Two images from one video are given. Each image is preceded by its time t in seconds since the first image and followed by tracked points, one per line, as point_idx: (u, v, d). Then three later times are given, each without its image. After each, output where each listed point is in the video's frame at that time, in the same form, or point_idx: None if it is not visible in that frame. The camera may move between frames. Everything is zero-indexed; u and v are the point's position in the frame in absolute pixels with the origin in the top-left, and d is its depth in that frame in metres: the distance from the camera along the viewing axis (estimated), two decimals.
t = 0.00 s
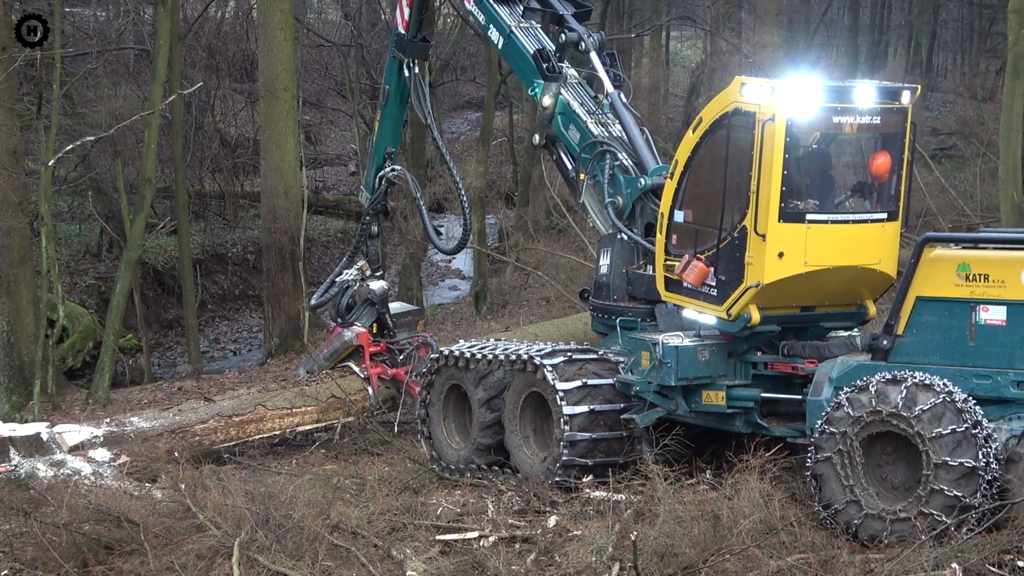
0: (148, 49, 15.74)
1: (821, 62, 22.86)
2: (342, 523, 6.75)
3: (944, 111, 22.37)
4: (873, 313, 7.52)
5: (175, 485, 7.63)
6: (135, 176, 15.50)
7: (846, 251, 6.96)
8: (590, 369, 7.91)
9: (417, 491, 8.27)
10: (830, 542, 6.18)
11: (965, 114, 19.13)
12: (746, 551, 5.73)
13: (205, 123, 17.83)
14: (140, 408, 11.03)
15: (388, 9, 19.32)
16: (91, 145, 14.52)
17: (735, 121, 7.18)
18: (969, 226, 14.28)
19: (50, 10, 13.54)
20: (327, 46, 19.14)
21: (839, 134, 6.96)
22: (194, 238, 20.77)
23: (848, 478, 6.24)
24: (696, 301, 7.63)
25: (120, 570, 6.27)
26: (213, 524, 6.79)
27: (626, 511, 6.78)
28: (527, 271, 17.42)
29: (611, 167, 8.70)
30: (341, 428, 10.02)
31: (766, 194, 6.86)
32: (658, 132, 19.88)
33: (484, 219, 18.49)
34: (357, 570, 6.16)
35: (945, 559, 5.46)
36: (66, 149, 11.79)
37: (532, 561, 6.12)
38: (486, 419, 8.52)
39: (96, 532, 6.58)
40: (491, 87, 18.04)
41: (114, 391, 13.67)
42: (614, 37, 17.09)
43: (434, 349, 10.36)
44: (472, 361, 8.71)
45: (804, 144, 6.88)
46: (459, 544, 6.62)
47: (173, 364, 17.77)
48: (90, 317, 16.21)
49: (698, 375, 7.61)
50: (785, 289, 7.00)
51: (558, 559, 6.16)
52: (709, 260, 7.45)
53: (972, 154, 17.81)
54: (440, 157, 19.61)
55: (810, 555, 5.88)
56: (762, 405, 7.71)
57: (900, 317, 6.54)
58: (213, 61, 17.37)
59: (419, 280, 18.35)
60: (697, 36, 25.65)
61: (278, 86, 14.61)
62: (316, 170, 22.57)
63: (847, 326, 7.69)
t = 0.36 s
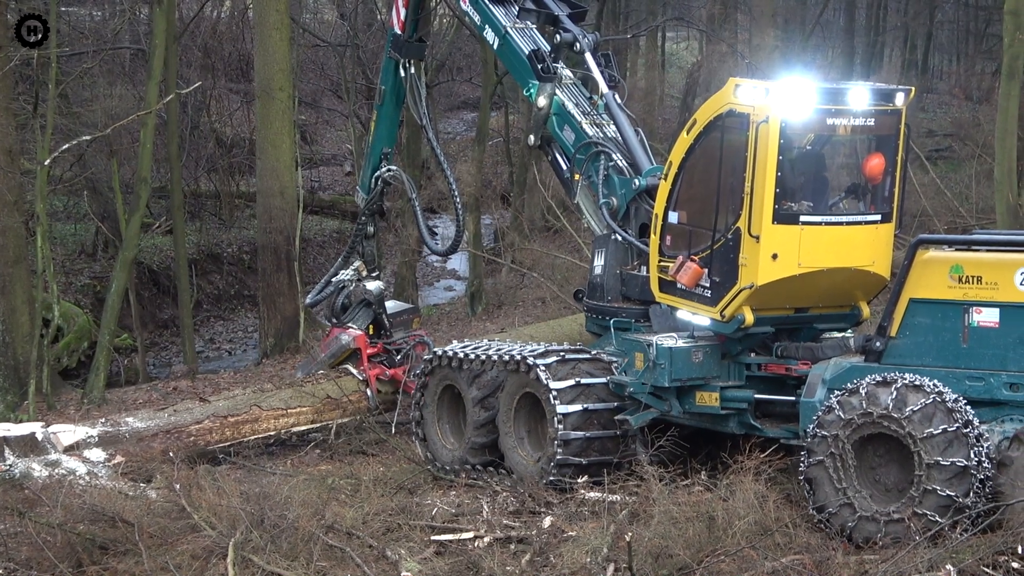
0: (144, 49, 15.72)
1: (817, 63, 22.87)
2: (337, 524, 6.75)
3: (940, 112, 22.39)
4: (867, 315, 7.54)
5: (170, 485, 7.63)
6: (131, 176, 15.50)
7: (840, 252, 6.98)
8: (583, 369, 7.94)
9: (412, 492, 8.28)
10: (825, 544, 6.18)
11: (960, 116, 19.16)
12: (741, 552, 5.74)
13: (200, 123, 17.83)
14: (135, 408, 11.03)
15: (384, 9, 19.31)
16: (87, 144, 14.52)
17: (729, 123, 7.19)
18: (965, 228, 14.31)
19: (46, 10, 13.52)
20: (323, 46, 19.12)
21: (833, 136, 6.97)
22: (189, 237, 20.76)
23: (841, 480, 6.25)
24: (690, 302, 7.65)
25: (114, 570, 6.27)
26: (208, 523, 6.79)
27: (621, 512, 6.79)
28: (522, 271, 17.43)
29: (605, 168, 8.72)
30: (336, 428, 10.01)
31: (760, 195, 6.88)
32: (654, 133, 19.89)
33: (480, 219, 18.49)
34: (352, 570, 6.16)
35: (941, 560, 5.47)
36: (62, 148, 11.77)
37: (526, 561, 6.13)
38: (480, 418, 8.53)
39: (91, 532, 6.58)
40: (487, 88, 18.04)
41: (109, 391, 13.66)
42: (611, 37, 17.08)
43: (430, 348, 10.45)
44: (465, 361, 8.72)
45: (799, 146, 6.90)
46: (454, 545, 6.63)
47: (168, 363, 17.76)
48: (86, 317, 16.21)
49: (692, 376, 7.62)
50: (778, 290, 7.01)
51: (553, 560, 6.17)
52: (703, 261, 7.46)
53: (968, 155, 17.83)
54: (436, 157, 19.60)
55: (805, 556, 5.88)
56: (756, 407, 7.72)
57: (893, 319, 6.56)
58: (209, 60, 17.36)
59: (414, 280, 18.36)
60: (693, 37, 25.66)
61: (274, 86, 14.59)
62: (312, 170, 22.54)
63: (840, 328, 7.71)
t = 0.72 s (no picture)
0: (138, 50, 15.71)
1: (812, 64, 22.92)
2: (332, 524, 6.75)
3: (934, 114, 22.46)
4: (861, 316, 7.57)
5: (165, 486, 7.63)
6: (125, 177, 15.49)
7: (833, 254, 7.00)
8: (576, 369, 7.96)
9: (407, 493, 8.27)
10: (820, 546, 6.19)
11: (954, 116, 19.20)
12: (736, 553, 5.75)
13: (195, 124, 17.83)
14: (130, 409, 11.02)
15: (379, 10, 19.30)
16: (81, 146, 14.50)
17: (722, 124, 7.21)
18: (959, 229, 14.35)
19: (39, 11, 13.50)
20: (318, 47, 19.12)
21: (827, 137, 6.99)
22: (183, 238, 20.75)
23: (834, 482, 6.27)
24: (684, 304, 7.66)
25: (109, 571, 6.27)
26: (203, 524, 6.78)
27: (616, 513, 6.80)
28: (517, 272, 17.45)
29: (600, 168, 8.74)
30: (330, 430, 10.00)
31: (753, 197, 6.89)
32: (648, 134, 19.91)
33: (475, 220, 18.50)
34: (346, 572, 6.17)
35: (935, 561, 5.49)
36: (56, 150, 11.75)
37: (521, 562, 6.13)
38: (475, 418, 8.53)
39: (85, 532, 6.57)
40: (482, 89, 18.04)
41: (103, 392, 13.65)
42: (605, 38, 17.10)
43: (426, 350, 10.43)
44: (460, 361, 8.74)
45: (792, 147, 6.91)
46: (448, 546, 6.63)
47: (163, 365, 17.74)
48: (80, 318, 16.19)
49: (685, 377, 7.64)
50: (772, 292, 7.03)
51: (548, 561, 6.16)
52: (697, 263, 7.48)
53: (963, 156, 17.87)
54: (431, 158, 19.60)
55: (800, 557, 5.89)
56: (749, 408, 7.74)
57: (887, 320, 6.57)
58: (203, 61, 17.34)
59: (409, 281, 18.36)
60: (687, 38, 25.70)
61: (268, 87, 14.59)
62: (306, 171, 22.52)
63: (834, 330, 7.73)
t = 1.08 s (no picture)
0: (133, 52, 15.71)
1: (807, 65, 22.95)
2: (327, 526, 6.74)
3: (929, 114, 22.51)
4: (855, 317, 7.59)
5: (161, 488, 7.62)
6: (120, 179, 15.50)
7: (827, 255, 7.02)
8: (571, 370, 7.97)
9: (402, 494, 8.28)
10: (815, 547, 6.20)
11: (949, 118, 19.25)
12: (732, 554, 5.76)
13: (190, 125, 17.82)
14: (125, 411, 11.01)
15: (374, 12, 19.30)
16: (75, 147, 14.49)
17: (717, 126, 7.22)
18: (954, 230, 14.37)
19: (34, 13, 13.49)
20: (313, 48, 19.11)
21: (821, 138, 7.01)
22: (178, 240, 20.73)
23: (830, 483, 6.29)
24: (679, 305, 7.68)
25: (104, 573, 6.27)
26: (198, 527, 6.77)
27: (611, 514, 6.81)
28: (513, 274, 17.46)
29: (594, 170, 8.76)
30: (326, 432, 10.00)
31: (748, 199, 6.91)
32: (643, 135, 19.93)
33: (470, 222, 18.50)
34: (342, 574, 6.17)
35: (930, 562, 5.50)
36: (51, 151, 11.73)
37: (517, 563, 6.13)
38: (470, 419, 8.54)
39: (80, 534, 6.57)
40: (477, 91, 18.04)
41: (98, 394, 13.64)
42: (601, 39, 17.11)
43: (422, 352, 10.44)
44: (455, 364, 8.74)
45: (787, 149, 6.93)
46: (444, 547, 6.64)
47: (158, 366, 17.72)
48: (75, 320, 16.18)
49: (680, 379, 7.65)
50: (767, 293, 7.05)
51: (544, 562, 6.18)
52: (692, 264, 7.49)
53: (958, 157, 17.91)
54: (426, 159, 19.61)
55: (796, 558, 5.91)
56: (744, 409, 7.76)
57: (882, 321, 6.59)
58: (198, 63, 17.33)
59: (404, 282, 18.36)
60: (682, 39, 25.76)
61: (263, 88, 14.59)
62: (301, 173, 22.49)
63: (829, 331, 7.75)
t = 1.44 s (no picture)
0: (128, 53, 15.70)
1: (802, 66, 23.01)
2: (322, 527, 6.73)
3: (924, 115, 22.55)
4: (849, 319, 7.62)
5: (155, 489, 7.61)
6: (115, 180, 15.49)
7: (820, 257, 7.04)
8: (565, 370, 8.00)
9: (397, 495, 8.29)
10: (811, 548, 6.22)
11: (944, 119, 19.31)
12: (727, 555, 5.77)
13: (185, 126, 17.83)
14: (120, 412, 11.01)
15: (369, 13, 19.31)
16: (71, 148, 14.49)
17: (709, 128, 7.25)
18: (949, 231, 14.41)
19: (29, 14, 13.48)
20: (308, 49, 19.12)
21: (813, 140, 7.03)
22: (173, 241, 20.71)
23: (826, 485, 6.30)
24: (672, 306, 7.69)
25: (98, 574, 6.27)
26: (193, 528, 6.76)
27: (607, 515, 6.82)
28: (508, 275, 17.48)
29: (589, 170, 8.77)
30: (321, 433, 10.00)
31: (740, 201, 6.93)
32: (639, 137, 19.96)
33: (466, 223, 18.50)
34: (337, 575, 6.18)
35: (925, 564, 5.52)
36: (46, 152, 11.72)
37: (512, 564, 6.13)
38: (464, 419, 8.55)
39: (75, 535, 6.56)
40: (472, 92, 18.05)
41: (93, 395, 13.63)
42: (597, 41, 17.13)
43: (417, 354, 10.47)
44: (449, 365, 8.75)
45: (779, 150, 6.95)
46: (439, 548, 6.65)
47: (153, 368, 17.71)
48: (70, 321, 16.17)
49: (673, 381, 7.65)
50: (759, 295, 7.06)
51: (539, 563, 6.18)
52: (684, 266, 7.51)
53: (953, 158, 17.97)
54: (421, 160, 19.62)
55: (791, 559, 5.92)
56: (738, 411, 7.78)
57: (876, 323, 6.60)
58: (193, 64, 17.32)
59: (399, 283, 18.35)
60: (678, 40, 25.80)
61: (258, 89, 14.59)
62: (297, 174, 22.47)
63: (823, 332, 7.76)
